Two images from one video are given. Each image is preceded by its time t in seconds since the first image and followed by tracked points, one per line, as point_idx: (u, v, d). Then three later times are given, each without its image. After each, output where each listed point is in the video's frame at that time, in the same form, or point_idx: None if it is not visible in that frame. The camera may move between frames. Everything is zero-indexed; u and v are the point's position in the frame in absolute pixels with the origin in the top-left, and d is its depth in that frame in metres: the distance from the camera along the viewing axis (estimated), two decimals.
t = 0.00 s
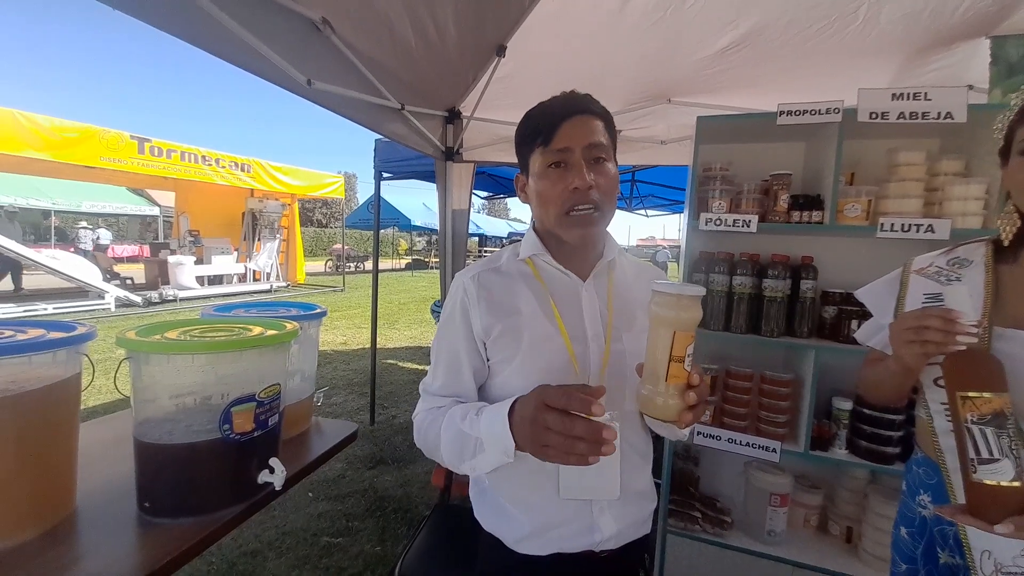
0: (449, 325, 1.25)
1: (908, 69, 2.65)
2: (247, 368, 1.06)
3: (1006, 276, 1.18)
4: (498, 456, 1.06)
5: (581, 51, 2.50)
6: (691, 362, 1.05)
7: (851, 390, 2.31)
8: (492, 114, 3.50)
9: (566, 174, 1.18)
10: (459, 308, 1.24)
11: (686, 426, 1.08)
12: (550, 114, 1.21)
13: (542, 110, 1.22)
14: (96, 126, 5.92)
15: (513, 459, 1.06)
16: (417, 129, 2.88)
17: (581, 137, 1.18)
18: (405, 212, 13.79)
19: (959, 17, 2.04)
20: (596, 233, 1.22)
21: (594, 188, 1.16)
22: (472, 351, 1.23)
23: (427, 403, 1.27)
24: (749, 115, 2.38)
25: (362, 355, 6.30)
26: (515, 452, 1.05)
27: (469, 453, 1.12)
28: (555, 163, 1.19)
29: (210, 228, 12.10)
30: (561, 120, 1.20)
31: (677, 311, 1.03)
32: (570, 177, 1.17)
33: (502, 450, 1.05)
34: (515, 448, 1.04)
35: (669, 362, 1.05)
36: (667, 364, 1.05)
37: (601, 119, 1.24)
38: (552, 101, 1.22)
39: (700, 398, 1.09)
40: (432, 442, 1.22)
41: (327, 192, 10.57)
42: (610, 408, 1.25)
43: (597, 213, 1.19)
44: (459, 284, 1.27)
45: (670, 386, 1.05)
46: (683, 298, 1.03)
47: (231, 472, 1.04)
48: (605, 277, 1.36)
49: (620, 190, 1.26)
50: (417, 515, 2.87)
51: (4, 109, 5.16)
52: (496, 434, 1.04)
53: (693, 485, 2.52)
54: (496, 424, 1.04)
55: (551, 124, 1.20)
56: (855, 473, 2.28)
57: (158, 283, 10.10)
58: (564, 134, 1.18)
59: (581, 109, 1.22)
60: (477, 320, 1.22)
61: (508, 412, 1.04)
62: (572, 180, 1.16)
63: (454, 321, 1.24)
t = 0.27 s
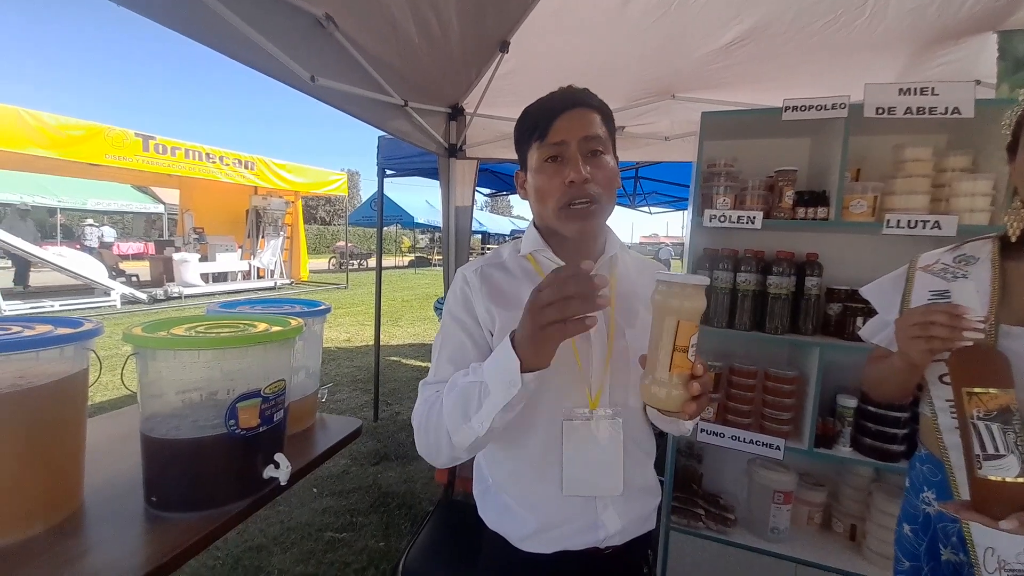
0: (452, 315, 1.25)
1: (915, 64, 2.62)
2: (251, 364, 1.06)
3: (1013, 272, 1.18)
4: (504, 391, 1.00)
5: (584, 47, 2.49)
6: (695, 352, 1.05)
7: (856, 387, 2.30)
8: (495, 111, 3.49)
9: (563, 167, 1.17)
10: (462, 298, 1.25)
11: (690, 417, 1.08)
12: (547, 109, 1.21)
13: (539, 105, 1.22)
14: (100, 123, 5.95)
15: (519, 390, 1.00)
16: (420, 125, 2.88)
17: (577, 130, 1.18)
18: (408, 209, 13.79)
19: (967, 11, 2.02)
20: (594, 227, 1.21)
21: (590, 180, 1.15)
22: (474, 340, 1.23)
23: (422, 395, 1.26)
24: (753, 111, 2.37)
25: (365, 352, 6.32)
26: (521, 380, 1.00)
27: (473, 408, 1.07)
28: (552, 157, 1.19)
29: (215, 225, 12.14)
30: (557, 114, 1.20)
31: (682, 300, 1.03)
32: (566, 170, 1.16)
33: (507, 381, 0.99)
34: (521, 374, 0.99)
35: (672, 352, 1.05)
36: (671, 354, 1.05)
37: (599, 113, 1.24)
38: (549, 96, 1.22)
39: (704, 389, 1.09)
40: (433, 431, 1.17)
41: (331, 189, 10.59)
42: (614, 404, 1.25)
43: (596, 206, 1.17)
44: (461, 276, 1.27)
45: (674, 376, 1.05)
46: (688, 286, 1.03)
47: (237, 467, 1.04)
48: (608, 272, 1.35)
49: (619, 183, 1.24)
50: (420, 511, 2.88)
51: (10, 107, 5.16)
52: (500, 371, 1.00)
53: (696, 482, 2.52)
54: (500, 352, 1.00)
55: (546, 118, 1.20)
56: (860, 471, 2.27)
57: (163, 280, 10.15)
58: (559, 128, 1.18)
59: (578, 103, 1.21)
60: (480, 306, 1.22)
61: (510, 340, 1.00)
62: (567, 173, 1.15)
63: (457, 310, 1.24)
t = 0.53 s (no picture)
0: (438, 318, 1.24)
1: (907, 66, 2.64)
2: (241, 362, 1.05)
3: (1001, 272, 1.18)
4: (489, 391, 1.00)
5: (579, 46, 2.49)
6: (682, 353, 1.05)
7: (846, 386, 2.32)
8: (490, 109, 3.49)
9: (550, 165, 1.16)
10: (447, 300, 1.24)
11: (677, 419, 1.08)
12: (533, 105, 1.20)
13: (525, 101, 1.22)
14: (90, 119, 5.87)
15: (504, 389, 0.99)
16: (414, 123, 2.86)
17: (563, 126, 1.17)
18: (403, 208, 13.74)
19: (958, 14, 2.04)
20: (583, 226, 1.20)
21: (577, 177, 1.14)
22: (461, 342, 1.23)
23: (409, 404, 1.23)
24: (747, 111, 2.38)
25: (359, 351, 6.29)
26: (506, 379, 1.00)
27: (459, 412, 1.07)
28: (538, 154, 1.18)
29: (207, 223, 12.03)
30: (543, 110, 1.19)
31: (670, 300, 1.03)
32: (553, 168, 1.15)
33: (492, 380, 0.99)
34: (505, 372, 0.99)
35: (660, 353, 1.05)
36: (658, 354, 1.05)
37: (586, 108, 1.23)
38: (535, 92, 1.22)
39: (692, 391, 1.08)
40: (419, 437, 1.16)
41: (324, 187, 10.52)
42: (607, 403, 1.25)
43: (584, 204, 1.16)
44: (447, 277, 1.27)
45: (660, 376, 1.05)
46: (676, 287, 1.03)
47: (226, 467, 1.03)
48: (597, 273, 1.36)
49: (607, 180, 1.23)
50: (413, 510, 2.87)
51: None
52: (485, 373, 1.00)
53: (689, 481, 2.53)
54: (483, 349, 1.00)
55: (532, 115, 1.20)
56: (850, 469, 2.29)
57: (153, 278, 10.04)
58: (546, 124, 1.18)
59: (564, 99, 1.21)
60: (466, 307, 1.22)
61: (494, 340, 1.00)
62: (554, 171, 1.15)
63: (442, 313, 1.24)
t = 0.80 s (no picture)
0: (434, 323, 1.23)
1: (909, 61, 2.64)
2: (243, 358, 1.05)
3: (1004, 268, 1.18)
4: (492, 456, 1.01)
5: (580, 40, 2.48)
6: (680, 361, 1.05)
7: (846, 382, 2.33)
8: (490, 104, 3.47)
9: (547, 160, 1.16)
10: (442, 305, 1.22)
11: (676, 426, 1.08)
12: (529, 97, 1.19)
13: (521, 93, 1.20)
14: (87, 114, 5.84)
15: (507, 460, 1.01)
16: (414, 118, 2.85)
17: (560, 118, 1.16)
18: (402, 204, 13.70)
19: (961, 9, 2.03)
20: (581, 221, 1.20)
21: (575, 173, 1.14)
22: (457, 350, 1.22)
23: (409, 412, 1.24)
24: (748, 106, 2.37)
25: (359, 347, 6.29)
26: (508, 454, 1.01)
27: (460, 457, 1.08)
28: (535, 149, 1.18)
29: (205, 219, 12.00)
30: (540, 103, 1.18)
31: (668, 306, 1.02)
32: (550, 162, 1.15)
33: (494, 451, 1.00)
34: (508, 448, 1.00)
35: (658, 360, 1.04)
36: (657, 361, 1.05)
37: (583, 99, 1.22)
38: (530, 83, 1.21)
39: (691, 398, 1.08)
40: (419, 453, 1.18)
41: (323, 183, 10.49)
42: (608, 399, 1.25)
43: (582, 199, 1.16)
44: (442, 281, 1.25)
45: (659, 385, 1.05)
46: (674, 293, 1.02)
47: (228, 463, 1.03)
48: (595, 270, 1.35)
49: (605, 173, 1.23)
50: (414, 505, 2.88)
51: None
52: (487, 436, 1.00)
53: (689, 476, 2.54)
54: (487, 423, 1.00)
55: (529, 108, 1.19)
56: (849, 465, 2.30)
57: (152, 274, 10.02)
58: (542, 117, 1.17)
59: (561, 91, 1.20)
60: (462, 317, 1.20)
61: (499, 410, 0.99)
62: (552, 166, 1.14)
63: (438, 319, 1.22)
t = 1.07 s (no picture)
0: (436, 328, 1.23)
1: (916, 61, 2.62)
2: (253, 360, 1.06)
3: (1014, 268, 1.15)
4: (500, 461, 1.02)
5: (584, 44, 2.48)
6: (687, 361, 1.04)
7: (854, 385, 2.31)
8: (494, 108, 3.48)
9: (560, 161, 1.16)
10: (445, 309, 1.22)
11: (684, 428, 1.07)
12: (541, 98, 1.19)
13: (532, 93, 1.20)
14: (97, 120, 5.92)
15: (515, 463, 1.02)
16: (419, 123, 2.86)
17: (574, 121, 1.17)
18: (407, 208, 13.76)
19: (968, 8, 2.01)
20: (591, 223, 1.21)
21: (589, 175, 1.15)
22: (460, 354, 1.21)
23: (413, 416, 1.24)
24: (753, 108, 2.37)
25: (364, 350, 6.31)
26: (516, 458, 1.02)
27: (465, 463, 1.08)
28: (548, 149, 1.17)
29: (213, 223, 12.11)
30: (552, 103, 1.18)
31: (673, 306, 1.02)
32: (564, 164, 1.15)
33: (503, 456, 1.01)
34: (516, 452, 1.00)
35: (664, 361, 1.04)
36: (663, 362, 1.04)
37: (593, 101, 1.23)
38: (542, 83, 1.20)
39: (698, 399, 1.07)
40: (423, 459, 1.17)
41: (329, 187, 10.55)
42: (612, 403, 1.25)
43: (594, 201, 1.17)
44: (444, 286, 1.25)
45: (666, 386, 1.04)
46: (679, 292, 1.02)
47: (233, 466, 1.04)
48: (599, 272, 1.36)
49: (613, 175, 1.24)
50: (418, 509, 2.88)
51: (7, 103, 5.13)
52: (495, 442, 1.00)
53: (694, 480, 2.53)
54: (495, 430, 1.00)
55: (541, 109, 1.18)
56: (857, 469, 2.28)
57: (160, 278, 10.12)
58: (556, 119, 1.17)
59: (571, 92, 1.20)
60: (465, 322, 1.20)
61: (506, 410, 1.00)
62: (567, 167, 1.14)
63: (440, 324, 1.22)
